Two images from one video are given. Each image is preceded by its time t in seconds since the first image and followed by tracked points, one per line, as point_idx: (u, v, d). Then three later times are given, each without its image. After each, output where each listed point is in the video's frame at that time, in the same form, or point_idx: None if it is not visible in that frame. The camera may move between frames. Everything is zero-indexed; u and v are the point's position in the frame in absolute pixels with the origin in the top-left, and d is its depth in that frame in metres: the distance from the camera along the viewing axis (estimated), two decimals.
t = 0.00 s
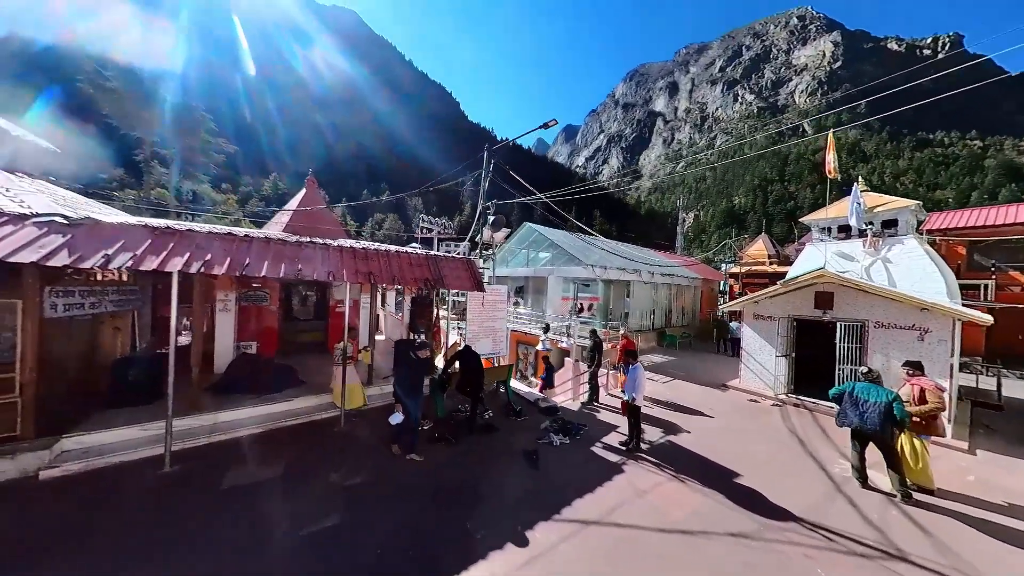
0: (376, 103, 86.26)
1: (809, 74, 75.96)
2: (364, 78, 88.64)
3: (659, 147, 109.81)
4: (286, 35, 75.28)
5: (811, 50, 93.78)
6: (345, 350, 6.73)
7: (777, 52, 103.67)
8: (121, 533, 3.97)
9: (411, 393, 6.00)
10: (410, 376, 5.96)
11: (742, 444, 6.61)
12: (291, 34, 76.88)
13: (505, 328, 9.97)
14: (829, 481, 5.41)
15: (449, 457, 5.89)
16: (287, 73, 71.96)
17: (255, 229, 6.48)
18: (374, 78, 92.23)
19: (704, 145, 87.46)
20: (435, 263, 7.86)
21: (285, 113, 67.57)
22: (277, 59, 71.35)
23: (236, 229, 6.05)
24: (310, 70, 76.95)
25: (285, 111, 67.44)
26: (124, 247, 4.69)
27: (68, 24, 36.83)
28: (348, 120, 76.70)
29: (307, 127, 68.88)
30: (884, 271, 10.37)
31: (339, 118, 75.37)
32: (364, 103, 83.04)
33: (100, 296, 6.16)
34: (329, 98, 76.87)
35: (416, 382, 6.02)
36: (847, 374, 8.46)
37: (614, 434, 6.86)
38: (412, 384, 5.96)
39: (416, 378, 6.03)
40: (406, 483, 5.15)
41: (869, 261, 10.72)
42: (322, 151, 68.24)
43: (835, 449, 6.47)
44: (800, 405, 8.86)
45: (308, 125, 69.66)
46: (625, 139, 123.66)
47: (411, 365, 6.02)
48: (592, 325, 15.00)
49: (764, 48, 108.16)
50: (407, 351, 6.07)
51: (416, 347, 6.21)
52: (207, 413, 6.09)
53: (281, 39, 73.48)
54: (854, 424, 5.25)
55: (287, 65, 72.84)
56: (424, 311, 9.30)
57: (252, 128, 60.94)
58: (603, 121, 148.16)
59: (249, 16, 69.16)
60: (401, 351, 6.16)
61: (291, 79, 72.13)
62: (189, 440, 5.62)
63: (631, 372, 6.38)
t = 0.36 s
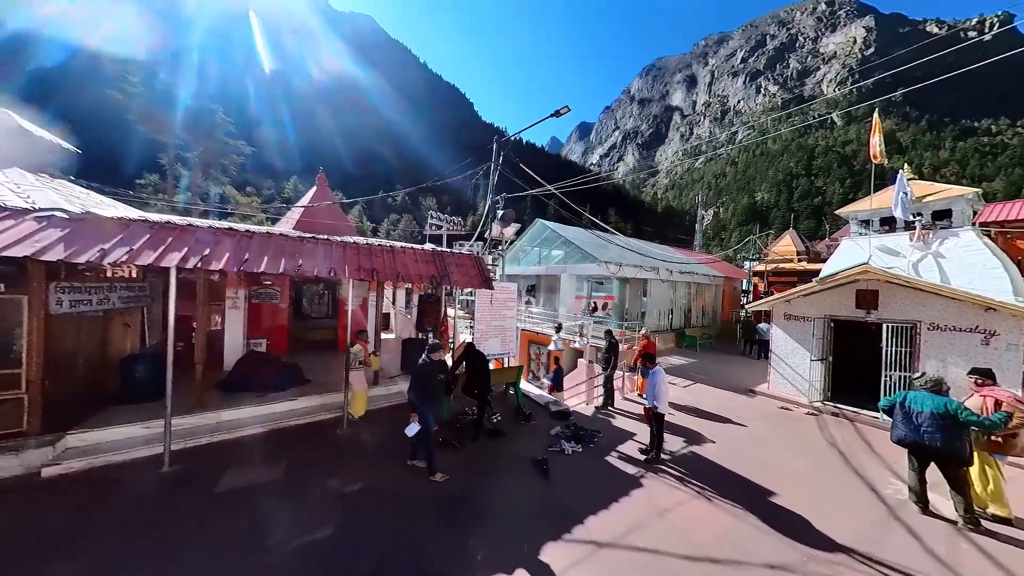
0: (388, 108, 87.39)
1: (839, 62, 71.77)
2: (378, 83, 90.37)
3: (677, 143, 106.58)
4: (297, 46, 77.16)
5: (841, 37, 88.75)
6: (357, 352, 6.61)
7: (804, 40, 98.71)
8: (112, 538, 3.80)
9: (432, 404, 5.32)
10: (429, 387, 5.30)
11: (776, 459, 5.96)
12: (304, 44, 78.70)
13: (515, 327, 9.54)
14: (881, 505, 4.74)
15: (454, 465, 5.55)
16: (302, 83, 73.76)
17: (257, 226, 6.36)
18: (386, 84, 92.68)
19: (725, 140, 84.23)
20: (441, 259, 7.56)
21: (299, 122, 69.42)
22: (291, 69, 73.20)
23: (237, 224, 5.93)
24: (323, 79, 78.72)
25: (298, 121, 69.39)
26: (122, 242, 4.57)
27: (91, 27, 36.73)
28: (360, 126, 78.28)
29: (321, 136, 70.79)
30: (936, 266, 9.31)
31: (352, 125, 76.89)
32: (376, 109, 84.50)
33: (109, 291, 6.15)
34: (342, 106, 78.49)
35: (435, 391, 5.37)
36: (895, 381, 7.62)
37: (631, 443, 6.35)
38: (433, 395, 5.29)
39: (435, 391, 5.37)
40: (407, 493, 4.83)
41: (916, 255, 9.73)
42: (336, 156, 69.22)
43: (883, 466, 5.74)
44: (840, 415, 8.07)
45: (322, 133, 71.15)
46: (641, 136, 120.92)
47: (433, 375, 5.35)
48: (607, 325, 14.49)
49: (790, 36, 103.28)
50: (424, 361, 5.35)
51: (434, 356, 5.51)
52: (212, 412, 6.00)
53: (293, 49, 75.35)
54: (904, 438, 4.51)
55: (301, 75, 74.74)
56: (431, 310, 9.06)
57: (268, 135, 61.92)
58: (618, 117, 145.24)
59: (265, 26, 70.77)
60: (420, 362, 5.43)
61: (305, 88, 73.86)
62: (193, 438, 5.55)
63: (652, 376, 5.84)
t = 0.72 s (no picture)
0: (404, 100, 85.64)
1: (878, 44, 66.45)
2: (395, 72, 88.66)
3: (698, 137, 102.43)
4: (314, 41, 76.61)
5: (879, 18, 82.69)
6: (362, 355, 6.30)
7: (837, 23, 92.64)
8: (100, 543, 3.70)
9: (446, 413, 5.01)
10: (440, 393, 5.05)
11: (814, 481, 5.28)
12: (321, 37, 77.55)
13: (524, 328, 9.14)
14: (944, 540, 4.07)
15: (455, 474, 5.24)
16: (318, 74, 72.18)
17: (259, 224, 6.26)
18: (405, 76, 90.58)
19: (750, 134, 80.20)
20: (446, 257, 7.27)
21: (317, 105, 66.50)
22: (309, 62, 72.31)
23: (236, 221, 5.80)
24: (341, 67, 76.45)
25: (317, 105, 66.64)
26: (117, 240, 4.49)
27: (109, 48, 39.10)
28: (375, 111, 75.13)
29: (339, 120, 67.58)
30: (1001, 261, 8.29)
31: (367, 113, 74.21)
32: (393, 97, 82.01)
33: (116, 290, 6.20)
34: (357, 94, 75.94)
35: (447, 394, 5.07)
36: (955, 393, 6.72)
37: (647, 455, 5.84)
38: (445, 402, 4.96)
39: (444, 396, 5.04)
40: (404, 504, 4.56)
41: (977, 251, 8.63)
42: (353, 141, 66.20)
43: (944, 493, 4.99)
44: (886, 428, 7.21)
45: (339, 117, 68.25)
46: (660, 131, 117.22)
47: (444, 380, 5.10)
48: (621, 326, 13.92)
49: (821, 20, 97.26)
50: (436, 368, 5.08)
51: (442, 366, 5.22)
52: (213, 412, 5.94)
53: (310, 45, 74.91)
54: (991, 469, 3.77)
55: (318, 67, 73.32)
56: (437, 310, 8.80)
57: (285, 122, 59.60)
58: (635, 112, 141.50)
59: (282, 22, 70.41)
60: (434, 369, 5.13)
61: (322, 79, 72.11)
62: (194, 438, 5.49)
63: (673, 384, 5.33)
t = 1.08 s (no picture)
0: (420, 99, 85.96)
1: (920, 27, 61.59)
2: (412, 73, 89.46)
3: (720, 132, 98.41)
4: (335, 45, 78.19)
5: None
6: (367, 355, 6.12)
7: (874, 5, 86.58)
8: (92, 548, 3.60)
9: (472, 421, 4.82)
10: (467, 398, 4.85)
11: (859, 506, 4.67)
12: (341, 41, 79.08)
13: (535, 328, 8.76)
14: None
15: (460, 483, 4.93)
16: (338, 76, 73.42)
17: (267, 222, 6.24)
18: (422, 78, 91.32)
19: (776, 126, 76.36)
20: (452, 254, 7.03)
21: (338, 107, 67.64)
22: (329, 65, 73.71)
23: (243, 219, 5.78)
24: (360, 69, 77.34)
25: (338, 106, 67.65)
26: (120, 237, 4.46)
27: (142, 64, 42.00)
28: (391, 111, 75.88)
29: (357, 121, 68.33)
30: None
31: (384, 114, 74.78)
32: (409, 98, 82.71)
33: (129, 288, 6.29)
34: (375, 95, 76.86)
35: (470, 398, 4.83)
36: None
37: (666, 468, 5.37)
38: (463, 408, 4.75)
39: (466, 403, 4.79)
40: (402, 514, 4.28)
41: None
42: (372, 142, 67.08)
43: None
44: (943, 445, 6.38)
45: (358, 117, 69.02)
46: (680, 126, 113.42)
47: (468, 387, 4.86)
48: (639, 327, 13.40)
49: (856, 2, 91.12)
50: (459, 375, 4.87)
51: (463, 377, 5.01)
52: (220, 409, 5.91)
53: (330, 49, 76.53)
54: None
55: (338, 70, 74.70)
56: (445, 309, 8.55)
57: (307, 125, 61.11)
58: (653, 108, 137.86)
59: (304, 29, 72.53)
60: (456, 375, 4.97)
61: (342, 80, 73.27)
62: (197, 438, 5.43)
63: (702, 393, 4.80)
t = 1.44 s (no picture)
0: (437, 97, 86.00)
1: (969, 4, 56.68)
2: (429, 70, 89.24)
3: (743, 125, 94.34)
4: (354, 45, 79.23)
5: None
6: (367, 357, 5.94)
7: None
8: (86, 550, 3.54)
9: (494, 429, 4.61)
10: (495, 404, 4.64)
11: (918, 540, 4.04)
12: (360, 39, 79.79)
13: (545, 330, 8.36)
14: None
15: (461, 495, 4.66)
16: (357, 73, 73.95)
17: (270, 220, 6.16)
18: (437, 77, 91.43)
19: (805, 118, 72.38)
20: (458, 253, 6.74)
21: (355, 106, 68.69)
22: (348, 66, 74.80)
23: (246, 218, 5.71)
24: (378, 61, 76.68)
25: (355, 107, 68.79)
26: (121, 236, 4.43)
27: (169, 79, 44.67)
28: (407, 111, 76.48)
29: (374, 121, 69.22)
30: None
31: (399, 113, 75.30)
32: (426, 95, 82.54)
33: (140, 288, 6.37)
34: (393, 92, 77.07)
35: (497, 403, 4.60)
36: None
37: (687, 487, 4.88)
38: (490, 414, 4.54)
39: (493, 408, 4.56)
40: (398, 529, 4.00)
41: None
42: (387, 142, 67.79)
43: None
44: (1011, 469, 5.57)
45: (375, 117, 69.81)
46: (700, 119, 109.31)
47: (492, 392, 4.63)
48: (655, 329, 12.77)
49: None
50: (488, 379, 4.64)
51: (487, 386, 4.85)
52: (225, 410, 5.87)
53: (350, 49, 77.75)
54: None
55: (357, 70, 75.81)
56: (452, 309, 8.29)
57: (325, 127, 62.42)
58: (672, 102, 133.64)
59: (324, 32, 74.36)
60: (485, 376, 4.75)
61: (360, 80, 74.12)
62: (201, 438, 5.40)
63: (741, 405, 4.25)
